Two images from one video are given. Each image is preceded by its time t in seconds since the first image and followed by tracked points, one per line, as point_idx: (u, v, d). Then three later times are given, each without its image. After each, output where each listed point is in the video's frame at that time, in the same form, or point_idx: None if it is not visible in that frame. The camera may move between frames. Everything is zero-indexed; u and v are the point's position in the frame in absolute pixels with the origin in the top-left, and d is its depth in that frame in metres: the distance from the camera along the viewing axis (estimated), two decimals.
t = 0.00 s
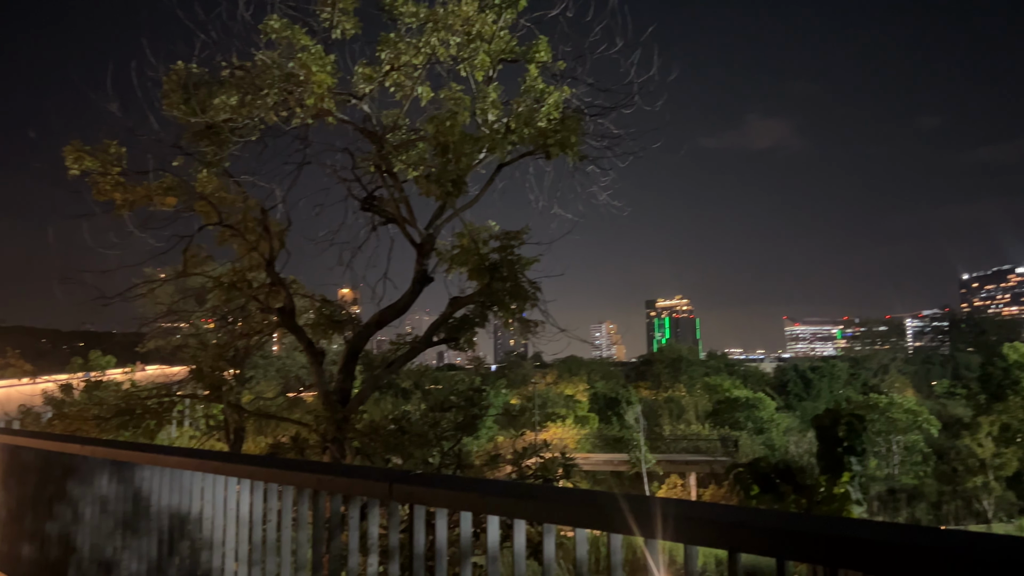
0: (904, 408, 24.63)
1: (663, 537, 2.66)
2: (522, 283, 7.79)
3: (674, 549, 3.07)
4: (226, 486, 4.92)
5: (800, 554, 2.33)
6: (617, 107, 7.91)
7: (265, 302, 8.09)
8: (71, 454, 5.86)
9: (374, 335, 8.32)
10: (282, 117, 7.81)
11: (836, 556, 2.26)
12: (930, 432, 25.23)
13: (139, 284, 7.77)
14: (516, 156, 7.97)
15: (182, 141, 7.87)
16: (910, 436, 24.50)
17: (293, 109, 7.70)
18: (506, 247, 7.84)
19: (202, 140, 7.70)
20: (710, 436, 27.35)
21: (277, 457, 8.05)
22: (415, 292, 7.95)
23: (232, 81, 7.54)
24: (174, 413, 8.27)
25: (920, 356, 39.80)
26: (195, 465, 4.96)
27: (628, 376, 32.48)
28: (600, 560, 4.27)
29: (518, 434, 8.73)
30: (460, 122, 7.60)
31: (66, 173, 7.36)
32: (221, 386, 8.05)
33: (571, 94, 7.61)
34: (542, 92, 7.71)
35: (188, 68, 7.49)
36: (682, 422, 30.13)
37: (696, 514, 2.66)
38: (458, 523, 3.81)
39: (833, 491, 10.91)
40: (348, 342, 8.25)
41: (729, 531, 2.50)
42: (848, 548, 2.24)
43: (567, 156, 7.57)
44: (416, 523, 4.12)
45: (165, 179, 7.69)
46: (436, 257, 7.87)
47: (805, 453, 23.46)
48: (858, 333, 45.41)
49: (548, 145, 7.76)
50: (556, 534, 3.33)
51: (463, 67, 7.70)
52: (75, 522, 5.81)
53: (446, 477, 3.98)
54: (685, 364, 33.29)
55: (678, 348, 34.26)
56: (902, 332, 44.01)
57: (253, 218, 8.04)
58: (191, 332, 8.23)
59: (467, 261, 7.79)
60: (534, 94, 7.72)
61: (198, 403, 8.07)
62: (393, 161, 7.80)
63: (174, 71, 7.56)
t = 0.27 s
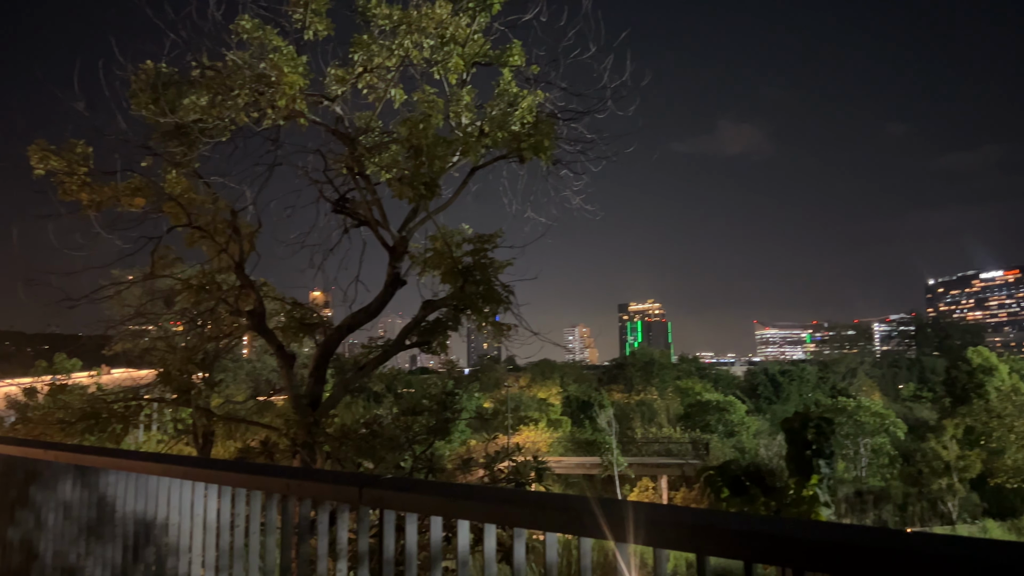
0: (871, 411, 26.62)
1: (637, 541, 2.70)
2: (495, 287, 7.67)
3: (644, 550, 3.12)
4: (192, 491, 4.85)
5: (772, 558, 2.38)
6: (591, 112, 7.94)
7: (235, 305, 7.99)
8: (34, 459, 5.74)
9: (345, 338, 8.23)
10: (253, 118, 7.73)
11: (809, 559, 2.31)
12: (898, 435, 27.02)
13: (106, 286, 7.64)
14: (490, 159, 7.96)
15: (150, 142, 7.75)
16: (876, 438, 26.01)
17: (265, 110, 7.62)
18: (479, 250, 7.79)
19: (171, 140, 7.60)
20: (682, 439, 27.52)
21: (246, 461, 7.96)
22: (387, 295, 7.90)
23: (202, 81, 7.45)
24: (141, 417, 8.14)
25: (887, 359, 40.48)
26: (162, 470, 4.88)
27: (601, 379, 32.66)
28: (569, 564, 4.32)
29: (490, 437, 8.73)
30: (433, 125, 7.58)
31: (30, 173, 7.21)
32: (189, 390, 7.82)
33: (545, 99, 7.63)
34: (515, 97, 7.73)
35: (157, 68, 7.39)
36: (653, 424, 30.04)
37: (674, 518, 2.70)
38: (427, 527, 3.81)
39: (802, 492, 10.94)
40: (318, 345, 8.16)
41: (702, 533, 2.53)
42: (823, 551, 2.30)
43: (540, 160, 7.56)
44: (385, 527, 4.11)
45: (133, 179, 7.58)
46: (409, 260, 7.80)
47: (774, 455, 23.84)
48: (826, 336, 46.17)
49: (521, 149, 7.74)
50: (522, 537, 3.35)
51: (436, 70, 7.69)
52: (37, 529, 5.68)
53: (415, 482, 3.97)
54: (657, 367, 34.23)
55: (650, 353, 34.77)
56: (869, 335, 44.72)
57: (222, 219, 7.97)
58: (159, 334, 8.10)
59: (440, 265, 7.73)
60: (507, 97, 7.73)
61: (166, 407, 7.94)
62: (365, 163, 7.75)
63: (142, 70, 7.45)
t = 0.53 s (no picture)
0: (837, 415, 24.90)
1: (607, 545, 2.85)
2: (465, 290, 7.58)
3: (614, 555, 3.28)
4: (154, 496, 4.77)
5: (738, 562, 2.56)
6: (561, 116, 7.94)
7: (200, 308, 7.89)
8: None
9: (313, 342, 8.15)
10: (220, 119, 7.63)
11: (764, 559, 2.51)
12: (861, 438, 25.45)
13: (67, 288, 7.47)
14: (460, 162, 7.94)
15: (115, 142, 7.62)
16: (841, 441, 24.35)
17: (232, 111, 7.52)
18: (450, 254, 7.71)
19: (136, 140, 7.47)
20: (650, 442, 27.62)
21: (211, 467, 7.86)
22: (356, 298, 7.84)
23: (168, 81, 7.34)
24: (103, 421, 7.98)
25: (852, 363, 41.14)
26: (123, 477, 4.79)
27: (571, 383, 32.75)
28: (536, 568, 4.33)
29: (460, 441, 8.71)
30: (403, 128, 7.54)
31: None
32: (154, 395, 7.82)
33: (516, 103, 7.61)
34: (486, 100, 7.67)
35: (121, 66, 7.26)
36: (622, 427, 30.13)
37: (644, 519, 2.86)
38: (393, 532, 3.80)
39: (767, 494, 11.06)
40: (286, 349, 8.09)
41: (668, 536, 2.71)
42: (779, 551, 2.50)
43: (510, 164, 7.55)
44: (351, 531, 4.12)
45: (97, 180, 7.45)
46: (378, 263, 7.74)
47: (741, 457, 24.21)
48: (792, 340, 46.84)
49: (491, 153, 7.73)
50: (492, 541, 3.46)
51: (406, 72, 7.65)
52: None
53: (382, 487, 3.96)
54: (627, 370, 33.70)
55: (620, 357, 34.93)
56: (834, 339, 45.42)
57: (188, 221, 7.84)
58: (123, 338, 7.96)
59: (409, 268, 7.66)
60: (478, 101, 7.70)
61: (129, 411, 7.82)
62: (334, 166, 7.71)
63: (106, 68, 7.32)
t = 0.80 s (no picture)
0: (799, 417, 24.98)
1: (573, 550, 2.90)
2: (432, 294, 7.53)
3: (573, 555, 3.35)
4: (111, 502, 4.67)
5: (695, 563, 2.63)
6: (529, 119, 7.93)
7: (162, 311, 7.77)
8: None
9: (276, 345, 8.05)
10: (183, 119, 7.51)
11: (726, 561, 2.57)
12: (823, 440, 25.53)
13: (24, 289, 7.27)
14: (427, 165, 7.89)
15: (74, 140, 7.47)
16: (805, 444, 24.27)
17: (195, 111, 7.41)
18: (417, 256, 7.59)
19: (96, 139, 7.33)
20: (616, 445, 27.73)
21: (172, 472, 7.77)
22: (321, 301, 7.78)
23: (129, 80, 7.21)
24: (59, 426, 7.81)
25: (813, 365, 41.81)
26: (79, 482, 4.69)
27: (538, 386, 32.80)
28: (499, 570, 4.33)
29: (426, 445, 8.66)
30: (369, 131, 7.49)
31: None
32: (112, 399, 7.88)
33: (483, 106, 7.56)
34: (453, 103, 7.59)
35: (81, 64, 7.11)
36: (589, 430, 30.13)
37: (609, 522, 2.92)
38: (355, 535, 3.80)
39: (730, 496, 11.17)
40: (249, 353, 8.00)
41: (635, 541, 2.75)
42: (731, 551, 2.59)
43: (477, 168, 7.54)
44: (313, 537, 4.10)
45: (54, 179, 7.31)
46: (344, 266, 7.67)
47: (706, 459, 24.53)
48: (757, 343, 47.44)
49: (458, 156, 7.73)
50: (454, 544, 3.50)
51: (373, 74, 7.61)
52: None
53: (342, 492, 3.92)
54: (594, 373, 34.62)
55: (586, 359, 35.71)
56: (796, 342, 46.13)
57: (149, 222, 7.69)
58: (82, 341, 7.80)
59: (375, 271, 7.58)
60: (446, 104, 7.62)
61: (87, 415, 7.68)
62: (300, 167, 7.64)
63: (66, 66, 7.16)
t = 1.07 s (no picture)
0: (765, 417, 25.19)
1: (541, 553, 2.92)
2: (400, 295, 7.48)
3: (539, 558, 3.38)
4: (68, 506, 4.58)
5: (657, 564, 2.67)
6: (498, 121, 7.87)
7: (123, 312, 7.67)
8: None
9: (241, 346, 7.97)
10: (146, 117, 7.38)
11: (688, 562, 2.62)
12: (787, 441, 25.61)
13: None
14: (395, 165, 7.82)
15: (34, 138, 7.31)
16: (769, 445, 24.76)
17: (159, 110, 7.30)
18: (384, 258, 7.51)
19: (56, 137, 7.16)
20: (584, 446, 27.79)
21: (133, 475, 7.69)
22: (286, 303, 7.72)
23: (92, 77, 7.11)
24: (17, 428, 7.70)
25: (779, 367, 42.36)
26: (36, 487, 4.60)
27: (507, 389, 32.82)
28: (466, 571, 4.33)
29: (393, 447, 8.63)
30: (337, 131, 7.43)
31: None
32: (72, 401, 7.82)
33: (452, 107, 7.49)
34: (422, 104, 7.51)
35: (41, 60, 6.97)
36: (558, 432, 29.98)
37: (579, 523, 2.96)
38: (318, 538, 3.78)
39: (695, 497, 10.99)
40: (213, 355, 7.90)
41: (604, 544, 2.78)
42: (693, 554, 2.63)
43: (446, 169, 7.49)
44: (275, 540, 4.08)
45: (14, 177, 7.19)
46: (310, 266, 7.59)
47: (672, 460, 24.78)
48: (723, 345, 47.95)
49: (427, 158, 7.68)
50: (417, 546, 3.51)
51: (341, 74, 7.54)
52: None
53: (304, 495, 3.89)
54: (562, 375, 34.85)
55: (556, 361, 36.16)
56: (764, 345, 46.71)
57: (111, 221, 7.52)
58: (42, 342, 7.63)
59: (341, 273, 7.52)
60: (414, 105, 7.52)
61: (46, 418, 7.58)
62: (266, 167, 7.57)
63: (25, 61, 7.01)
